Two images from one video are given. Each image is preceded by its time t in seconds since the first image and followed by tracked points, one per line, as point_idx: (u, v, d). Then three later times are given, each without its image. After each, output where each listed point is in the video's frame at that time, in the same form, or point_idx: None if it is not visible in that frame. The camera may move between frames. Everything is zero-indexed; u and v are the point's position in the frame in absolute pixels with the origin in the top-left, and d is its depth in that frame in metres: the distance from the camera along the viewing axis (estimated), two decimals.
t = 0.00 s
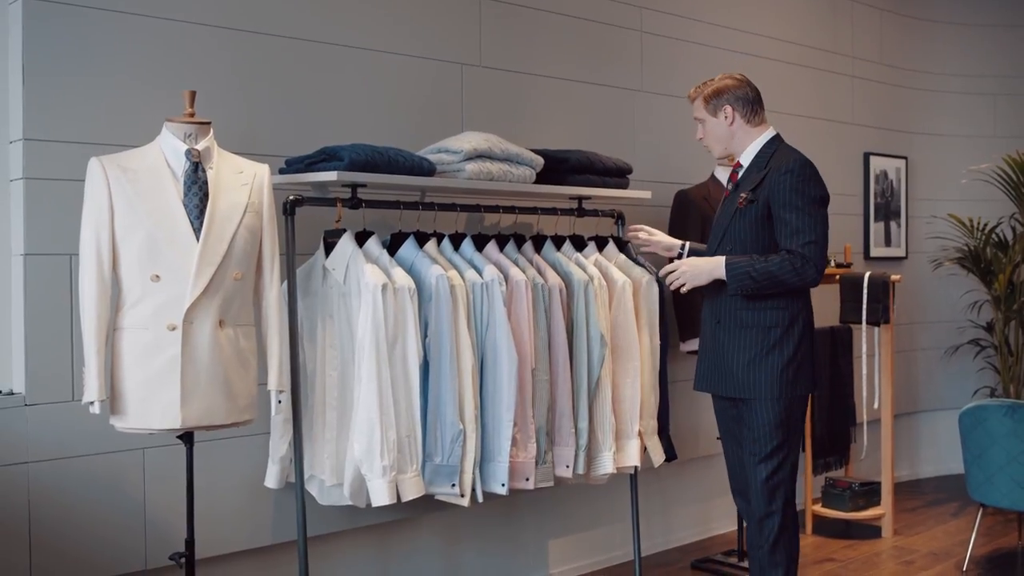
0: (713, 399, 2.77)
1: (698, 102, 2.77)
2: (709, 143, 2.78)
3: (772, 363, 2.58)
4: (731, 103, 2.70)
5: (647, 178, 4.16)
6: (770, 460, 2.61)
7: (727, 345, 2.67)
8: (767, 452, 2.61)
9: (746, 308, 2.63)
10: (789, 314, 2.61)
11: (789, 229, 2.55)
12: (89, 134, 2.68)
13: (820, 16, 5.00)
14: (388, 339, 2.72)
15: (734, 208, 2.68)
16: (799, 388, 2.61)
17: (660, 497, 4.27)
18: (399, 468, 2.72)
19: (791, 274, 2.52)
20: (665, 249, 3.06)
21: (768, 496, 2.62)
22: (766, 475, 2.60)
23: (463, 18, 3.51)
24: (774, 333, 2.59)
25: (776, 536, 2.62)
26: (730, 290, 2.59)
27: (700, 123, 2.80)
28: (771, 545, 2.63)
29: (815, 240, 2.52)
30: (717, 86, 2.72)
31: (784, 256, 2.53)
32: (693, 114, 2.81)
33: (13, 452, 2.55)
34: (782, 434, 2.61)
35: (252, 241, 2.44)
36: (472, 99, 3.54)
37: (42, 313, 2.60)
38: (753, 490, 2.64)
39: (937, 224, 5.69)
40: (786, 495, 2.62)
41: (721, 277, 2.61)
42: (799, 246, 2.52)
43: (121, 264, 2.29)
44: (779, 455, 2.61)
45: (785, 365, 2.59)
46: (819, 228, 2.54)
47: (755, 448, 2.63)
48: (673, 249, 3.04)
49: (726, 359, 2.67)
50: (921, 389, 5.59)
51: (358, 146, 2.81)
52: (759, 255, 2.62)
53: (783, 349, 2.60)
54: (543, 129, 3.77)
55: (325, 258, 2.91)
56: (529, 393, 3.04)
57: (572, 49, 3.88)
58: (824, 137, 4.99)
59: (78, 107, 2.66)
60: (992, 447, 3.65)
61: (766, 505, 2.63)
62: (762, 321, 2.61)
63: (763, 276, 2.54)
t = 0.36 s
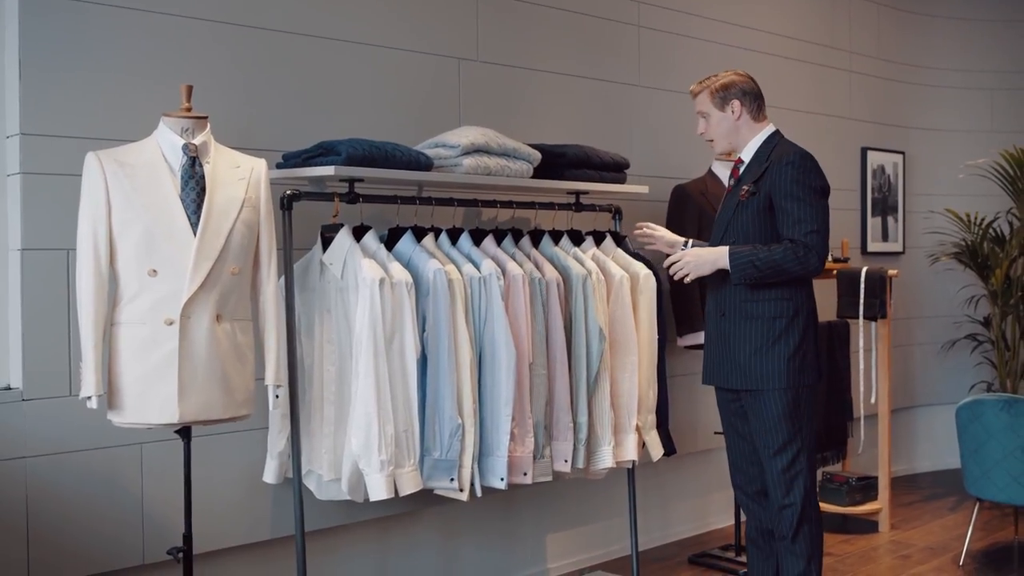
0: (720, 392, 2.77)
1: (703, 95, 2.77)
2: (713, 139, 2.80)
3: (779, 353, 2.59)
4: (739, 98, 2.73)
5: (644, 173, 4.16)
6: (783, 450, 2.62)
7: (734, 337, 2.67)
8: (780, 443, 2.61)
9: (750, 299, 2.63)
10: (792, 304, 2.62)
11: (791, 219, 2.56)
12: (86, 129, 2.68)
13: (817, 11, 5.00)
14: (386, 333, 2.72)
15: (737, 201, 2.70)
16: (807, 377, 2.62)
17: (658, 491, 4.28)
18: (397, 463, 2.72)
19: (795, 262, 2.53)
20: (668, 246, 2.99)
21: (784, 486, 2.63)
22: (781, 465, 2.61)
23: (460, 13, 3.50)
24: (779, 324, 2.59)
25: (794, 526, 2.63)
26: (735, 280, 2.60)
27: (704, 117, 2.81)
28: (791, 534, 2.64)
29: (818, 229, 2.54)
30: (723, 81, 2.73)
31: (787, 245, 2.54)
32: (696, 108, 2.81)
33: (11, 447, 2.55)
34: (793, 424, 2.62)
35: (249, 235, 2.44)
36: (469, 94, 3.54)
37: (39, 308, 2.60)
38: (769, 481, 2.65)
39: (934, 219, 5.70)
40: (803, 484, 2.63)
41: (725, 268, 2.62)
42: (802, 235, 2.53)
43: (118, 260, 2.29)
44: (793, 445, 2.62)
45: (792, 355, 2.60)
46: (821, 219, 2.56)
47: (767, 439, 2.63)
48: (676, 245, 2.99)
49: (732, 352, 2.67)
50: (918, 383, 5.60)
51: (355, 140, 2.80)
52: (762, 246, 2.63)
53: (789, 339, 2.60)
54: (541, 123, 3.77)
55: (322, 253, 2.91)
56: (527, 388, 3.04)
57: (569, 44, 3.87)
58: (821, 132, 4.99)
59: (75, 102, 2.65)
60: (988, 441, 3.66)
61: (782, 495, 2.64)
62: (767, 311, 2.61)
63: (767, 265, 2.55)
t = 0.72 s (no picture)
0: (721, 397, 2.77)
1: (721, 91, 2.74)
2: (726, 137, 2.76)
3: (782, 359, 2.58)
4: (758, 97, 2.71)
5: (642, 178, 4.16)
6: (782, 456, 2.62)
7: (736, 341, 2.66)
8: (779, 449, 2.61)
9: (754, 304, 2.63)
10: (797, 310, 2.62)
11: (799, 224, 2.56)
12: (85, 131, 2.68)
13: (815, 17, 5.01)
14: (384, 336, 2.72)
15: (745, 203, 2.69)
16: (809, 384, 2.62)
17: (655, 496, 4.28)
18: (395, 466, 2.72)
19: (802, 268, 2.53)
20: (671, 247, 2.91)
21: (782, 492, 2.63)
22: (780, 472, 2.61)
23: (459, 17, 3.51)
24: (783, 330, 2.59)
25: (791, 533, 2.63)
26: (741, 283, 2.60)
27: (717, 115, 2.77)
28: (787, 541, 2.64)
29: (826, 234, 2.53)
30: (744, 78, 2.71)
31: (796, 250, 2.54)
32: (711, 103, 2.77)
33: (7, 449, 2.55)
34: (793, 431, 2.61)
35: (248, 238, 2.44)
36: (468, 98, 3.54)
37: (36, 310, 2.59)
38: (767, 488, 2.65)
39: (932, 225, 5.70)
40: (801, 491, 2.63)
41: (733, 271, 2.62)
42: (810, 241, 2.53)
43: (116, 262, 2.29)
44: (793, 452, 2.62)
45: (795, 361, 2.59)
46: (831, 225, 2.55)
47: (766, 445, 2.63)
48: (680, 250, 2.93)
49: (735, 357, 2.66)
50: (915, 389, 5.61)
51: (354, 144, 2.80)
52: (769, 250, 2.62)
53: (793, 345, 2.60)
54: (540, 127, 3.78)
55: (320, 256, 2.91)
56: (525, 391, 3.04)
57: (568, 49, 3.88)
58: (819, 138, 4.99)
59: (73, 104, 2.65)
60: (986, 447, 3.66)
61: (780, 502, 2.63)
62: (771, 317, 2.61)
63: (775, 270, 2.54)
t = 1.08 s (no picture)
0: (727, 400, 2.76)
1: (741, 84, 2.69)
2: (745, 129, 2.71)
3: (794, 365, 2.58)
4: (777, 93, 2.69)
5: (643, 180, 4.16)
6: (791, 462, 2.62)
7: (747, 345, 2.65)
8: (788, 454, 2.61)
9: (767, 309, 2.62)
10: (809, 315, 2.61)
11: (822, 228, 2.56)
12: (87, 131, 2.68)
13: (817, 20, 5.01)
14: (384, 338, 2.72)
15: (762, 205, 2.66)
16: (820, 389, 2.62)
17: (655, 499, 4.27)
18: (395, 469, 2.72)
19: (828, 272, 2.52)
20: (646, 246, 3.01)
21: (791, 497, 2.63)
22: (789, 477, 2.61)
23: (461, 19, 3.51)
24: (796, 335, 2.59)
25: (800, 538, 2.63)
26: (764, 284, 2.55)
27: (735, 107, 2.73)
28: (795, 545, 2.64)
29: (847, 239, 2.55)
30: (765, 73, 2.69)
31: (821, 254, 2.53)
32: (730, 95, 2.72)
33: (7, 449, 2.54)
34: (803, 436, 2.61)
35: (249, 240, 2.44)
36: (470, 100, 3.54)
37: (37, 311, 2.59)
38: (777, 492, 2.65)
39: (933, 229, 5.70)
40: (810, 496, 2.63)
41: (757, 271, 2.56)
42: (835, 245, 2.53)
43: (117, 263, 2.29)
44: (802, 458, 2.62)
45: (807, 366, 2.59)
46: (851, 229, 2.57)
47: (775, 450, 2.63)
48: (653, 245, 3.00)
49: (744, 361, 2.65)
50: (916, 393, 5.60)
51: (355, 146, 2.80)
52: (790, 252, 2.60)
53: (805, 350, 2.60)
54: (541, 130, 3.78)
55: (321, 258, 2.91)
56: (526, 394, 3.04)
57: (570, 51, 3.88)
58: (821, 141, 4.99)
59: (75, 105, 2.65)
60: (986, 451, 3.66)
61: (789, 507, 2.64)
62: (784, 322, 2.60)
63: (804, 273, 2.52)
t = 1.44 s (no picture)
0: (728, 404, 2.75)
1: (738, 88, 2.70)
2: (745, 133, 2.72)
3: (799, 369, 2.58)
4: (776, 94, 2.69)
5: (643, 183, 4.16)
6: (794, 467, 2.61)
7: (751, 349, 2.64)
8: (791, 459, 2.61)
9: (773, 313, 2.61)
10: (814, 320, 2.61)
11: (831, 231, 2.55)
12: (86, 133, 2.68)
13: (816, 23, 5.02)
14: (384, 342, 2.72)
15: (769, 207, 2.65)
16: (823, 394, 2.62)
17: (654, 502, 4.27)
18: (393, 472, 2.72)
19: (840, 276, 2.51)
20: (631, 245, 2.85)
21: (794, 502, 2.63)
22: (792, 482, 2.61)
23: (461, 22, 3.51)
24: (801, 340, 2.59)
25: (802, 543, 2.63)
26: (775, 289, 2.52)
27: (734, 112, 2.74)
28: (796, 550, 2.64)
29: (856, 242, 2.55)
30: (761, 75, 2.69)
31: (832, 258, 2.52)
32: (729, 101, 2.73)
33: (6, 451, 2.54)
34: (805, 441, 2.61)
35: (248, 243, 2.44)
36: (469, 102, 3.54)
37: (36, 313, 2.59)
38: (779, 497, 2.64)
39: (932, 232, 5.70)
40: (812, 501, 2.63)
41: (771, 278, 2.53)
42: (845, 248, 2.53)
43: (117, 265, 2.29)
44: (805, 463, 2.62)
45: (811, 371, 2.59)
46: (860, 233, 2.57)
47: (777, 454, 2.63)
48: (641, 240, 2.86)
49: (748, 365, 2.65)
50: (915, 396, 5.60)
51: (355, 148, 2.80)
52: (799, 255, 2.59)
53: (809, 354, 2.60)
54: (541, 132, 3.78)
55: (321, 261, 2.92)
56: (525, 398, 3.04)
57: (570, 54, 3.89)
58: (820, 144, 5.00)
59: (75, 107, 2.66)
60: (985, 454, 3.66)
61: (792, 512, 2.63)
62: (789, 326, 2.60)
63: (816, 277, 2.51)
